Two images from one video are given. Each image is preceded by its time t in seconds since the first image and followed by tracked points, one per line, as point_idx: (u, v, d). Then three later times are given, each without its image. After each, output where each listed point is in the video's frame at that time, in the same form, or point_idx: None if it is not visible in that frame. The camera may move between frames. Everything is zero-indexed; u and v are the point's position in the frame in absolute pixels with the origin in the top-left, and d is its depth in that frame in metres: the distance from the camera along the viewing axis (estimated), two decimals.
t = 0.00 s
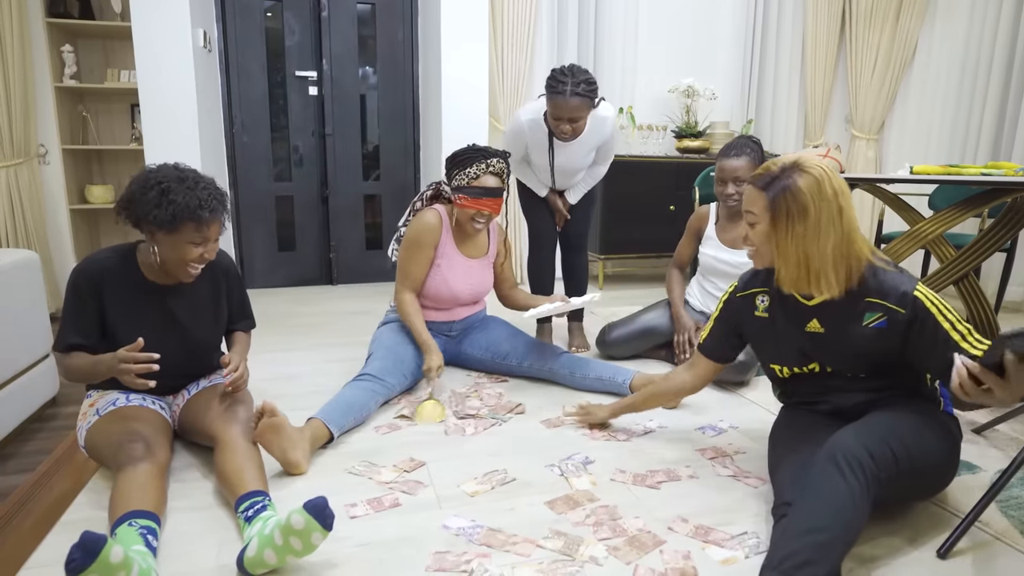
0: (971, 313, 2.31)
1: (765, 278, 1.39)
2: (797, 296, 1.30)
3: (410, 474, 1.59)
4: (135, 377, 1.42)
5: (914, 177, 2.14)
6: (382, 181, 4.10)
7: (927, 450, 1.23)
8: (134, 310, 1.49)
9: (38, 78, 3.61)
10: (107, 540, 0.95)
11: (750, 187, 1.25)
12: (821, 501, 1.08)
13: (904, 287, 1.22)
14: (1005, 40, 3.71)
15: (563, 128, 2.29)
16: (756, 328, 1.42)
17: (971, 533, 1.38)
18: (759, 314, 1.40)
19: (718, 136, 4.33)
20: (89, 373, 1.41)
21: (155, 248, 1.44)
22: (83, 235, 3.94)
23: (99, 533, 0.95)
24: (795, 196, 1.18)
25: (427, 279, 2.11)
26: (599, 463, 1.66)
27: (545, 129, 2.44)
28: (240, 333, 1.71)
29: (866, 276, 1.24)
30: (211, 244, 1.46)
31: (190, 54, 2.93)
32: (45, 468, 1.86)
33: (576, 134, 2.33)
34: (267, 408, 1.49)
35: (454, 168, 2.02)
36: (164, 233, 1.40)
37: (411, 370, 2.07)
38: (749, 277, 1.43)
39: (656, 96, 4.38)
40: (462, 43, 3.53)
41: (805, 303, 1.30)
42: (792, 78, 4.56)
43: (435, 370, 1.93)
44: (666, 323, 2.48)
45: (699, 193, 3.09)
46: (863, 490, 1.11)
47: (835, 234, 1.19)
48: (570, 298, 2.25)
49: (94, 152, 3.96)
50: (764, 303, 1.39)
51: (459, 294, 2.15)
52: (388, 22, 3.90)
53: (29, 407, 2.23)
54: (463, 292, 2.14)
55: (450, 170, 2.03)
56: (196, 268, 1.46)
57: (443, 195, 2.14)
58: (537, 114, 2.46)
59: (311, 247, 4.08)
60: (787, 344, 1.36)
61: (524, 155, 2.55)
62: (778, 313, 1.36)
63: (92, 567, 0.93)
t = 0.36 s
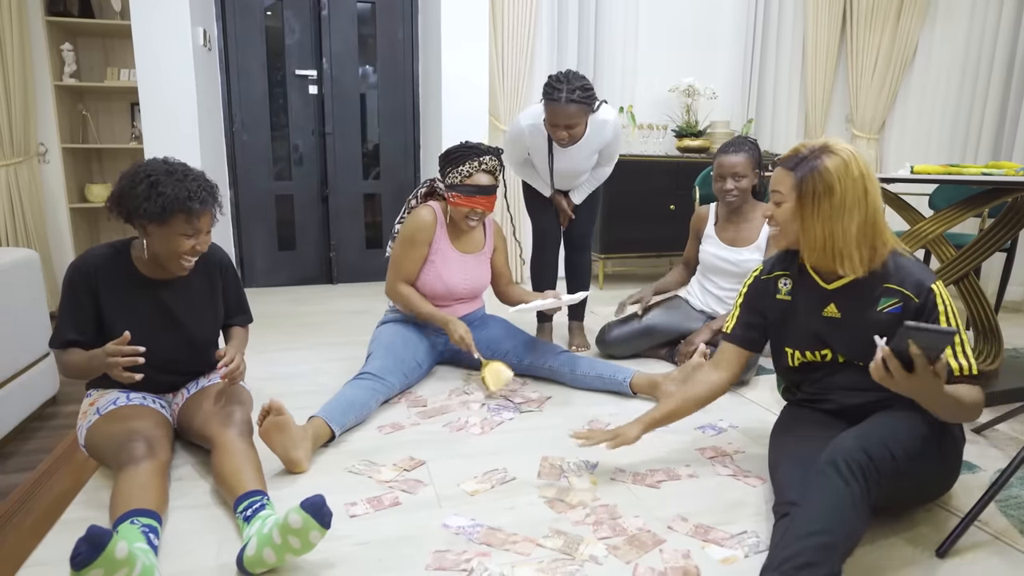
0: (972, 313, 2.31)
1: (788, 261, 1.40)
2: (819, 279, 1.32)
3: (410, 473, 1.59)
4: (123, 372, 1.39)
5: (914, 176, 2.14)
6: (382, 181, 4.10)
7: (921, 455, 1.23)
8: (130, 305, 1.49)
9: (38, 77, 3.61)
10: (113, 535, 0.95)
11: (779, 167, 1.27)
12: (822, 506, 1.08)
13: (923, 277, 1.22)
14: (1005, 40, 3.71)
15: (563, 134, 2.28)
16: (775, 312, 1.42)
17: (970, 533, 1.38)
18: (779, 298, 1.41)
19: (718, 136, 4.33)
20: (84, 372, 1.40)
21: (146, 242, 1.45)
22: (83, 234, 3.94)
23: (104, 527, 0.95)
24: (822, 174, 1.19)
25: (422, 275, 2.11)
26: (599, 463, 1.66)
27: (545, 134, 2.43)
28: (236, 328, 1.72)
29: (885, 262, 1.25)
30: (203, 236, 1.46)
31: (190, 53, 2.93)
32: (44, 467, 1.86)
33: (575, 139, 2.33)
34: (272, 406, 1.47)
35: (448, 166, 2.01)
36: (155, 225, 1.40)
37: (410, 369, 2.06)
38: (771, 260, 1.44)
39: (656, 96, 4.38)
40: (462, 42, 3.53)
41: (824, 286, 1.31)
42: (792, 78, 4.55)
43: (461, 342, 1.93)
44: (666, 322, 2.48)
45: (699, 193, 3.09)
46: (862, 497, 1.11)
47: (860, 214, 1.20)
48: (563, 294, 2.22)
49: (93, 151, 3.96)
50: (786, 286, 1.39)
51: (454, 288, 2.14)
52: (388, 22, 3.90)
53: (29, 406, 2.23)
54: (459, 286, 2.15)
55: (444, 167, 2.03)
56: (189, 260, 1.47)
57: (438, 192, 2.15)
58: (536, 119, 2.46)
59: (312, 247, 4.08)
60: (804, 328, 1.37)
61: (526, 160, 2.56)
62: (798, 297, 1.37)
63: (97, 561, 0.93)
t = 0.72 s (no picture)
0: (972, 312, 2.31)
1: (814, 260, 1.41)
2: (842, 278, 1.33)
3: (410, 473, 1.59)
4: (118, 365, 1.38)
5: (914, 175, 2.14)
6: (382, 180, 4.10)
7: (930, 459, 1.23)
8: (129, 301, 1.50)
9: (38, 76, 3.61)
10: (117, 532, 0.95)
11: (812, 160, 1.29)
12: (833, 513, 1.07)
13: (951, 287, 1.21)
14: (1005, 39, 3.71)
15: (561, 131, 2.28)
16: (795, 308, 1.44)
17: (970, 532, 1.38)
18: (799, 295, 1.42)
19: (718, 135, 4.32)
20: (80, 365, 1.39)
21: (141, 235, 1.45)
22: (83, 233, 3.94)
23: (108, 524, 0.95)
24: (853, 168, 1.20)
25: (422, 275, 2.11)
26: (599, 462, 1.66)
27: (545, 131, 2.43)
28: (235, 323, 1.74)
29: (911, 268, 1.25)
30: (199, 228, 1.48)
31: (190, 52, 2.93)
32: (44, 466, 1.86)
33: (574, 136, 2.32)
34: (266, 408, 1.47)
35: (447, 169, 2.00)
36: (151, 216, 1.41)
37: (409, 369, 2.06)
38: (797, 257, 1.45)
39: (656, 95, 4.38)
40: (462, 41, 3.52)
41: (847, 286, 1.32)
42: (792, 77, 4.56)
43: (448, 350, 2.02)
44: (665, 320, 2.47)
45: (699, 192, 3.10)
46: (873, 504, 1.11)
47: (890, 212, 1.20)
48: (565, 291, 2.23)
49: (93, 150, 3.96)
50: (807, 284, 1.41)
51: (452, 288, 2.15)
52: (388, 21, 3.89)
53: (30, 405, 2.23)
54: (457, 287, 2.16)
55: (444, 170, 2.02)
56: (186, 253, 1.47)
57: (437, 190, 2.16)
58: (536, 116, 2.45)
59: (312, 246, 4.08)
60: (822, 326, 1.38)
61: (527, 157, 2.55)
62: (819, 295, 1.38)
63: (101, 557, 0.93)
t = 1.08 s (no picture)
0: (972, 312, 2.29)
1: (866, 249, 1.41)
2: (893, 271, 1.33)
3: (410, 473, 1.59)
4: (117, 364, 1.37)
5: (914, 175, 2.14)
6: (382, 180, 4.10)
7: (942, 474, 1.26)
8: (130, 301, 1.50)
9: (38, 77, 3.61)
10: (120, 530, 0.96)
11: (871, 154, 1.29)
12: (846, 527, 1.11)
13: (1004, 294, 1.22)
14: (1005, 38, 3.71)
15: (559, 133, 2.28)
16: (839, 295, 1.44)
17: (970, 532, 1.38)
18: (846, 282, 1.43)
19: (718, 135, 4.32)
20: (80, 365, 1.38)
21: (144, 231, 1.46)
22: (82, 234, 3.94)
23: (111, 523, 0.95)
24: (915, 160, 1.20)
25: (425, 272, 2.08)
26: (599, 462, 1.66)
27: (545, 133, 2.43)
28: (235, 322, 1.75)
29: (968, 268, 1.25)
30: (201, 222, 1.49)
31: (190, 52, 2.93)
32: (44, 465, 1.86)
33: (574, 138, 2.32)
34: (267, 408, 1.46)
35: (456, 171, 2.00)
36: (153, 211, 1.42)
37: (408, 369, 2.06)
38: (852, 245, 1.46)
39: (656, 95, 4.38)
40: (462, 41, 3.52)
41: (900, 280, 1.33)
42: (792, 77, 4.56)
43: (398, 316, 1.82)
44: (664, 320, 2.47)
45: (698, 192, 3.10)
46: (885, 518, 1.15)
47: (954, 205, 1.20)
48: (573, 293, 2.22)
49: (93, 150, 3.96)
50: (855, 272, 1.41)
51: (454, 287, 2.12)
52: (388, 21, 3.89)
53: (29, 406, 2.23)
54: (460, 287, 2.13)
55: (453, 172, 2.02)
56: (188, 247, 1.48)
57: (443, 190, 2.14)
58: (537, 119, 2.45)
59: (311, 246, 4.08)
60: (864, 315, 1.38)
61: (529, 158, 2.55)
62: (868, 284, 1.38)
63: (102, 557, 0.93)
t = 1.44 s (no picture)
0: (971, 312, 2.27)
1: (881, 246, 1.44)
2: (902, 269, 1.35)
3: (410, 473, 1.59)
4: (112, 362, 1.38)
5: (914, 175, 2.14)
6: (382, 180, 4.10)
7: (946, 477, 1.26)
8: (130, 300, 1.50)
9: (37, 77, 3.61)
10: (123, 530, 0.96)
11: (901, 150, 1.29)
12: (848, 528, 1.11)
13: (1010, 307, 1.21)
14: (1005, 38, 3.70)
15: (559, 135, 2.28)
16: (849, 288, 1.47)
17: (970, 531, 1.38)
18: (854, 276, 1.46)
19: (718, 135, 4.31)
20: (79, 365, 1.39)
21: (142, 229, 1.46)
22: (82, 233, 3.94)
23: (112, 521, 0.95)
24: (945, 158, 1.20)
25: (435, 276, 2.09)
26: (599, 462, 1.66)
27: (545, 135, 2.42)
28: (234, 319, 1.75)
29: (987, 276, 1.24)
30: (198, 212, 1.49)
31: (189, 51, 2.92)
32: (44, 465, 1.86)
33: (574, 140, 2.32)
34: (279, 411, 1.49)
35: (473, 178, 1.98)
36: (150, 203, 1.43)
37: (410, 370, 2.06)
38: (868, 240, 1.48)
39: (655, 94, 4.38)
40: (461, 41, 3.52)
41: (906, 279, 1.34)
42: (792, 77, 4.56)
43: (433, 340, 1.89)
44: (664, 320, 2.47)
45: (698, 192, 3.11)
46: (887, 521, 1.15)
47: (982, 207, 1.20)
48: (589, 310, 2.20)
49: (93, 150, 3.96)
50: (864, 266, 1.44)
51: (464, 294, 2.12)
52: (387, 20, 3.89)
53: (29, 406, 2.23)
54: (468, 293, 2.13)
55: (469, 179, 2.00)
56: (188, 238, 1.48)
57: (458, 196, 2.11)
58: (537, 119, 2.44)
59: (311, 246, 4.08)
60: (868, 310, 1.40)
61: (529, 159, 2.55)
62: (874, 278, 1.41)
63: (105, 556, 0.93)
